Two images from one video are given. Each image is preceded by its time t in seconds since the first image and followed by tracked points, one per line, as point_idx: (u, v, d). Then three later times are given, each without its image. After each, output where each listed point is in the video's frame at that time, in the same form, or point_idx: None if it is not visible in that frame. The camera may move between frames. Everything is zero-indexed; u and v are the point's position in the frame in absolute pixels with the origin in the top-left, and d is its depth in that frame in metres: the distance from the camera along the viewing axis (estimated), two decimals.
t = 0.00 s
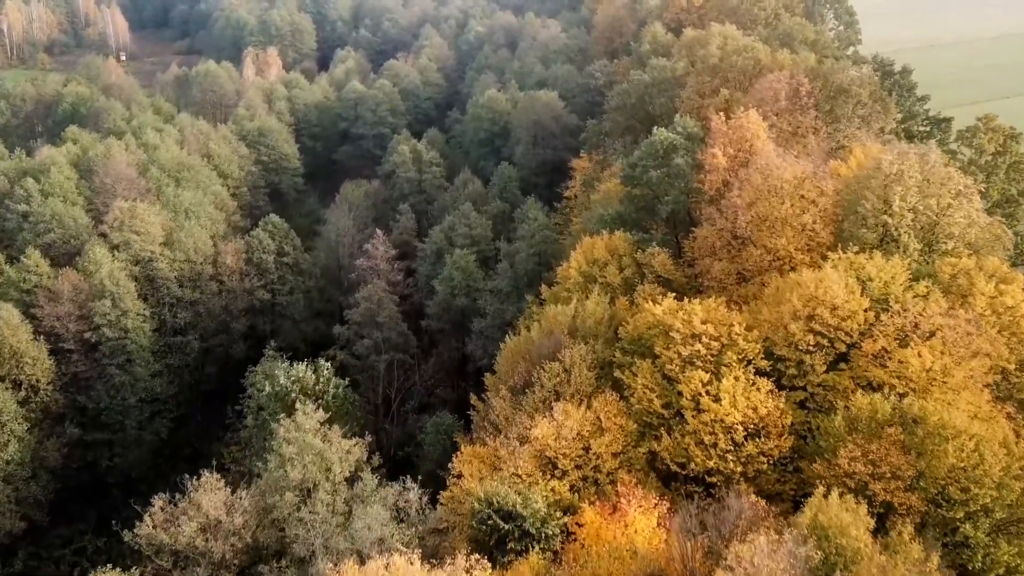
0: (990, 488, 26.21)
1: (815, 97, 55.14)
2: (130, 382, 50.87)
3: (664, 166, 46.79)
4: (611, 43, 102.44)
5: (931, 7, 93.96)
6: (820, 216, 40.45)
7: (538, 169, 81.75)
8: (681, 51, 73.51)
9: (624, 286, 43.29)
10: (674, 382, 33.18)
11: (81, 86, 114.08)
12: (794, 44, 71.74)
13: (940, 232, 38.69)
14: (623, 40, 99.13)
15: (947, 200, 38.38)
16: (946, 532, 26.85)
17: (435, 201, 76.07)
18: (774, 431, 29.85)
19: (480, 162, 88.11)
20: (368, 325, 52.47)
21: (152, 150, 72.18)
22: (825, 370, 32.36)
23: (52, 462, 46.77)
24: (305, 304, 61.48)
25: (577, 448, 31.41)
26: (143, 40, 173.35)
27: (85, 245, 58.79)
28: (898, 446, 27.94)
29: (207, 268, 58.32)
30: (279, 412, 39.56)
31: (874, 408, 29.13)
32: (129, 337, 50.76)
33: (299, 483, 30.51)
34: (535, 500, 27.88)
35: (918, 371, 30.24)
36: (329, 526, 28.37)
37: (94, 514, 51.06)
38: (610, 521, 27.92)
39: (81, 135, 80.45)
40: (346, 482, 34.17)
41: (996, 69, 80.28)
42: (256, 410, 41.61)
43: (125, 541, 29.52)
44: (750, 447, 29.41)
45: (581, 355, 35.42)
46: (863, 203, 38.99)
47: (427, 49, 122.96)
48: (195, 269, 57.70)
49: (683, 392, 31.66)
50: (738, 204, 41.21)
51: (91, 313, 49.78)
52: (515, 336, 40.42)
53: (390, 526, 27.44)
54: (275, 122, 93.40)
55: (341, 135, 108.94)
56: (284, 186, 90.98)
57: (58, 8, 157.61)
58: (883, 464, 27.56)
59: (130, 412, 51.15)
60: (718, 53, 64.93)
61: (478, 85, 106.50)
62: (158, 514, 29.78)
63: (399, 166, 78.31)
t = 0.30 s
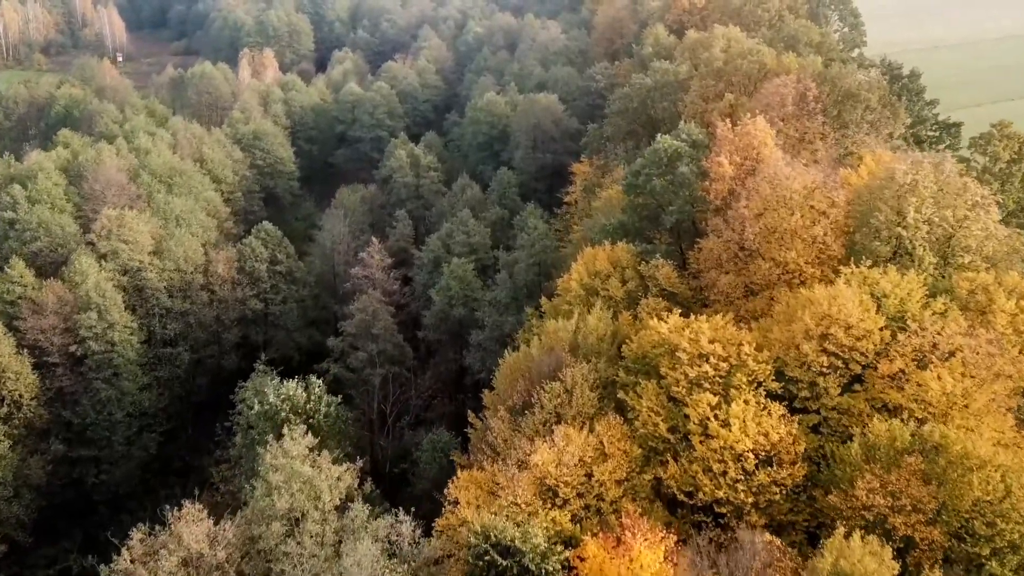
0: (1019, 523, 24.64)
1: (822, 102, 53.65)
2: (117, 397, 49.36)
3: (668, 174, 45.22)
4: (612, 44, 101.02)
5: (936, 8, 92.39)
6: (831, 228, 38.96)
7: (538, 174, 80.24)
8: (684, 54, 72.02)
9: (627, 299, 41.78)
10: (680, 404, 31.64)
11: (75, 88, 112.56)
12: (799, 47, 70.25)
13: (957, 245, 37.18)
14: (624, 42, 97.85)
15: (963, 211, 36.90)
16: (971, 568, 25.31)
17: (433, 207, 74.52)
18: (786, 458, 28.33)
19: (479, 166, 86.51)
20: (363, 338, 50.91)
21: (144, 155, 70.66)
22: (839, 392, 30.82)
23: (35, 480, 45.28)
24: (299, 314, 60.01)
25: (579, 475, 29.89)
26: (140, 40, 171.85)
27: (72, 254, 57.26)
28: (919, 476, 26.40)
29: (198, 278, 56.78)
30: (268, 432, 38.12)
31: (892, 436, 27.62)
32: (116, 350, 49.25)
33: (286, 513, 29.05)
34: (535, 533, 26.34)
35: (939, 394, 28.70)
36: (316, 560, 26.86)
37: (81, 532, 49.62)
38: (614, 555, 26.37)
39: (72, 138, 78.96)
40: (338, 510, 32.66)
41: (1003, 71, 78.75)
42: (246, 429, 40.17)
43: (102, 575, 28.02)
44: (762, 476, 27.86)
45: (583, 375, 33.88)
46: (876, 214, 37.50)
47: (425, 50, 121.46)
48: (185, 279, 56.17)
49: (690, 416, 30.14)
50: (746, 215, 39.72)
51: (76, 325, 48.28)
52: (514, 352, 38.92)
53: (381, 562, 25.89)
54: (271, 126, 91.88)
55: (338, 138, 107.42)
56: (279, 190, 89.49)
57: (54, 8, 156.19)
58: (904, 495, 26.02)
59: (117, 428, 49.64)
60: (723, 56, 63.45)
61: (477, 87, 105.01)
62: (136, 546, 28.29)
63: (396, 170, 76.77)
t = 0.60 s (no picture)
0: None
1: (831, 109, 51.94)
2: (101, 415, 47.59)
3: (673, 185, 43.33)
4: (612, 46, 99.91)
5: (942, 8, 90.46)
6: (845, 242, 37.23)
7: (537, 180, 78.55)
8: (687, 58, 70.40)
9: (631, 316, 40.08)
10: (689, 432, 29.89)
11: (68, 90, 110.73)
12: (805, 50, 68.51)
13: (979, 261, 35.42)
14: (625, 44, 96.57)
15: (985, 226, 35.11)
16: None
17: (430, 214, 72.82)
18: (803, 494, 26.58)
19: (478, 171, 84.70)
20: (356, 353, 49.14)
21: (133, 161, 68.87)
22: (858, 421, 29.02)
23: (14, 503, 43.58)
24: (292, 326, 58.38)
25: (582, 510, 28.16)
26: (137, 41, 170.04)
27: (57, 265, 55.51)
28: (947, 515, 24.66)
29: (186, 289, 54.96)
30: (255, 459, 36.41)
31: (917, 471, 25.87)
32: (99, 367, 47.46)
33: (270, 551, 27.33)
34: None
35: (966, 425, 26.94)
36: None
37: (64, 556, 47.94)
38: None
39: (61, 143, 77.18)
40: (325, 544, 31.13)
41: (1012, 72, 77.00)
42: (232, 454, 38.55)
43: None
44: (778, 513, 26.13)
45: (585, 400, 32.10)
46: (893, 228, 35.74)
47: (424, 52, 119.76)
48: (173, 291, 54.37)
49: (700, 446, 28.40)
50: (756, 229, 37.91)
51: (58, 341, 46.55)
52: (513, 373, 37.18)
53: None
54: (265, 130, 90.12)
55: (335, 142, 105.69)
56: (274, 196, 87.75)
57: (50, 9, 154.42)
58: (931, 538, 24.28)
59: (101, 447, 47.86)
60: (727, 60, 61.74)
61: (475, 90, 103.29)
62: None
63: (393, 176, 75.02)
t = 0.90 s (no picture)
0: None
1: (840, 114, 50.37)
2: (87, 431, 46.03)
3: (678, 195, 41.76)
4: (613, 47, 98.53)
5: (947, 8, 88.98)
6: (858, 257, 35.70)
7: (537, 185, 77.05)
8: (690, 61, 68.88)
9: (635, 331, 38.55)
10: (697, 460, 28.38)
11: (62, 92, 109.18)
12: (811, 52, 66.92)
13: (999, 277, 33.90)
14: (627, 46, 95.08)
15: (1006, 240, 33.59)
16: None
17: (427, 221, 71.27)
18: (819, 530, 25.07)
19: (476, 175, 83.06)
20: (350, 367, 47.63)
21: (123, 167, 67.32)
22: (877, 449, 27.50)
23: None
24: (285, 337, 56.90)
25: (584, 544, 26.68)
26: (134, 41, 168.46)
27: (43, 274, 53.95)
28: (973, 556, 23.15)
29: (176, 300, 53.35)
30: (245, 485, 34.91)
31: (940, 507, 24.35)
32: (83, 382, 45.93)
33: None
34: None
35: (992, 457, 25.42)
36: None
37: None
38: None
39: (51, 147, 75.62)
40: None
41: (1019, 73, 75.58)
42: (220, 476, 37.07)
43: None
44: (793, 550, 24.63)
45: (588, 424, 30.60)
46: (909, 242, 34.22)
47: (422, 53, 118.20)
48: (162, 302, 52.75)
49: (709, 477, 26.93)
50: (766, 242, 36.37)
51: (41, 356, 45.06)
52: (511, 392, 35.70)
53: None
54: (260, 133, 88.57)
55: (332, 145, 104.10)
56: (269, 201, 86.24)
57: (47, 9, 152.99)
58: None
59: (86, 464, 46.32)
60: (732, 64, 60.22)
61: (474, 92, 101.72)
62: None
63: (390, 181, 73.40)
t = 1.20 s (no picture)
0: None
1: (851, 121, 48.58)
2: (68, 452, 44.28)
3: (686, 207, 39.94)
4: (614, 49, 96.84)
5: (954, 8, 86.74)
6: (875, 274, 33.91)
7: (537, 191, 75.35)
8: (694, 65, 67.11)
9: (639, 351, 36.79)
10: (709, 497, 26.61)
11: (54, 94, 107.44)
12: (818, 56, 65.12)
13: None
14: (629, 48, 93.37)
15: None
16: None
17: (425, 229, 69.48)
18: None
19: (475, 181, 81.14)
20: (342, 385, 45.93)
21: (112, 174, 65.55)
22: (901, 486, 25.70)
23: None
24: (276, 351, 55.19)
25: None
26: (131, 42, 166.69)
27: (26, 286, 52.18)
28: None
29: (163, 313, 51.53)
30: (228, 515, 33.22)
31: (974, 553, 22.56)
32: (64, 402, 44.22)
33: None
34: None
35: None
36: None
37: None
38: None
39: (40, 151, 73.84)
40: None
41: None
42: (203, 505, 35.40)
43: None
44: None
45: (591, 456, 28.87)
46: (931, 259, 32.44)
47: (420, 55, 116.38)
48: (148, 315, 50.94)
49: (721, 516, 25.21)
50: (777, 258, 34.57)
51: (21, 375, 43.44)
52: (509, 417, 33.96)
53: None
54: (255, 137, 86.78)
55: (328, 148, 102.29)
56: (263, 207, 84.50)
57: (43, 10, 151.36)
58: None
59: (67, 486, 44.56)
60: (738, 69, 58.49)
61: (473, 95, 99.88)
62: None
63: (386, 188, 71.56)
